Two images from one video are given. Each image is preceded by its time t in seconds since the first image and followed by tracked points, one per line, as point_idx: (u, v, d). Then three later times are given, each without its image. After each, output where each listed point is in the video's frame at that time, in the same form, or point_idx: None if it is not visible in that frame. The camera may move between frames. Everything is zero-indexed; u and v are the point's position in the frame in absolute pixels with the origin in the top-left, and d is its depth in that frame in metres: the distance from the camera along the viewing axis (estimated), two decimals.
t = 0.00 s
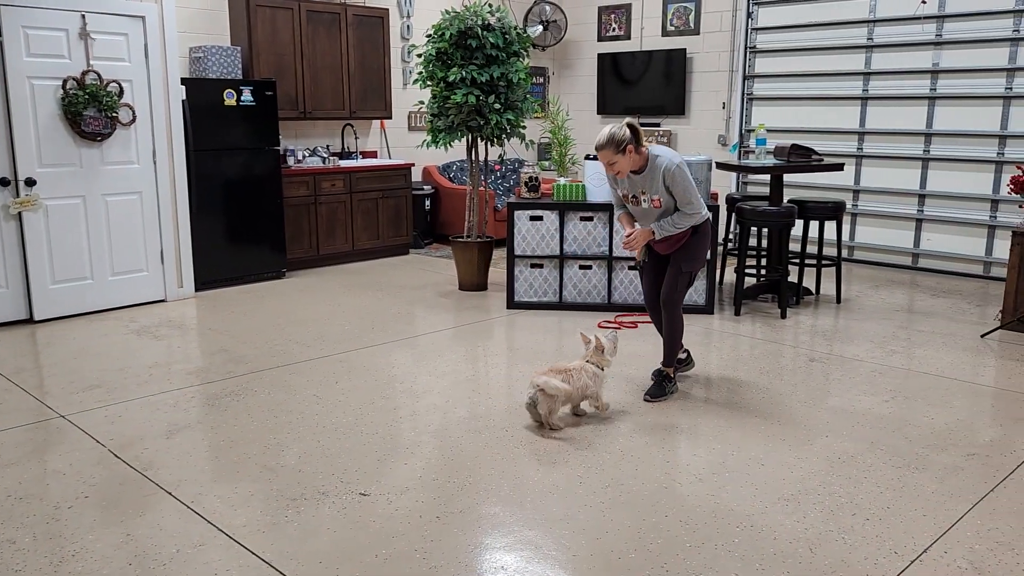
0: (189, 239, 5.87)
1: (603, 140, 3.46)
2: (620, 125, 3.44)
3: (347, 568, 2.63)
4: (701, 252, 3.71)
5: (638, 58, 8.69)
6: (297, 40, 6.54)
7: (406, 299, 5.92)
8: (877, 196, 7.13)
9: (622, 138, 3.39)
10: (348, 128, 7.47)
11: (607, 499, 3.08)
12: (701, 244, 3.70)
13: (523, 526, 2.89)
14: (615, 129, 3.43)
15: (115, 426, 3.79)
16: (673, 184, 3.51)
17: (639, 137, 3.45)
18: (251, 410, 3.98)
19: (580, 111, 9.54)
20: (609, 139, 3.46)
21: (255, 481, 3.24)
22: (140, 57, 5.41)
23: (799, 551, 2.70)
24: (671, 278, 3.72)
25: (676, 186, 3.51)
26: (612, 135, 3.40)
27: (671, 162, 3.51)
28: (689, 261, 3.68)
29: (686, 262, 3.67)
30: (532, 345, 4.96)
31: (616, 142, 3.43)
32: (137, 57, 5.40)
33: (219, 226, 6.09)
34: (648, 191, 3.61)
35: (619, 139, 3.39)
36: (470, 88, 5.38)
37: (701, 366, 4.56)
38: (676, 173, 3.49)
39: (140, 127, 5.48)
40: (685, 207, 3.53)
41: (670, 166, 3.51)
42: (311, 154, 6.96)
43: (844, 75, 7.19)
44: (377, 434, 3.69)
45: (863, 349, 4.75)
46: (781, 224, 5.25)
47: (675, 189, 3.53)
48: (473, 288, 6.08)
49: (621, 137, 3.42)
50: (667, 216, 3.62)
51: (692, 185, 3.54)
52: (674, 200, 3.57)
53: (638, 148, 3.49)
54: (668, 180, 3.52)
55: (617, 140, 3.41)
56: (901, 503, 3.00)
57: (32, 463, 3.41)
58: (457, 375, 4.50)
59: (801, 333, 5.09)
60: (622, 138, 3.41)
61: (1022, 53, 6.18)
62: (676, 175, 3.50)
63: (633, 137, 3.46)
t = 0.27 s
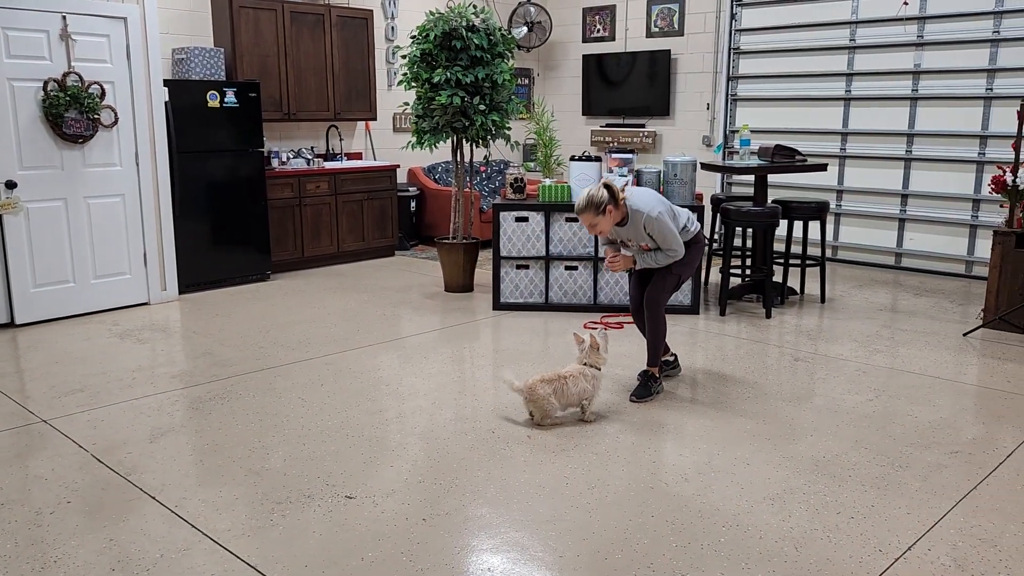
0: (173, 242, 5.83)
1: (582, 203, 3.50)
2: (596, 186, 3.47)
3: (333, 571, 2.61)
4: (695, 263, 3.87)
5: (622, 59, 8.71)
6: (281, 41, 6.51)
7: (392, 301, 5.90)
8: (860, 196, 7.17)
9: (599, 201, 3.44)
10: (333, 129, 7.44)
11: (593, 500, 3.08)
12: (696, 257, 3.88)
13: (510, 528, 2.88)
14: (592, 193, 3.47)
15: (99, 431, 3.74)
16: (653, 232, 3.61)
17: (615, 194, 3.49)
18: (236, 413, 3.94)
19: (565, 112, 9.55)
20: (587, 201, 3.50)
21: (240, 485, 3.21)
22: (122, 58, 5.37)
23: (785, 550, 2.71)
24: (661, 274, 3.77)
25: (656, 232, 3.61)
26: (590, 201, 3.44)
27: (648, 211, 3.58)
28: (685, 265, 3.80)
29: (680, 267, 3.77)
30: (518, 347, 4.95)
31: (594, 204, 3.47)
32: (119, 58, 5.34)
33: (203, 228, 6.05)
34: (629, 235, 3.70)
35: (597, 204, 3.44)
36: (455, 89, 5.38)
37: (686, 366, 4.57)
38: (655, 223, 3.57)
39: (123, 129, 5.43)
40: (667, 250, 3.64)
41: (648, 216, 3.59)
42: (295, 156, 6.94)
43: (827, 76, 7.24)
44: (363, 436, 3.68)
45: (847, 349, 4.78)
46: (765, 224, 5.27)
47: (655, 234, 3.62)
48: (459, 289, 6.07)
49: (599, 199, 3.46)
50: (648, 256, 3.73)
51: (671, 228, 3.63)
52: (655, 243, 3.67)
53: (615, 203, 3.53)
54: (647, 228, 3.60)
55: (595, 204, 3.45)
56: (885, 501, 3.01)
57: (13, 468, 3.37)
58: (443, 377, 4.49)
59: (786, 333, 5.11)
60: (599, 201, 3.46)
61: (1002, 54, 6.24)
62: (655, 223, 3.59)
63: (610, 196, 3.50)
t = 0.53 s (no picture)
0: (161, 245, 5.79)
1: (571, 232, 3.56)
2: (586, 218, 3.54)
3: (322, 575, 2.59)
4: (680, 285, 4.07)
5: (611, 61, 8.73)
6: (269, 43, 6.49)
7: (381, 304, 5.89)
8: (847, 197, 7.21)
9: (589, 232, 3.51)
10: (321, 132, 7.42)
11: (582, 502, 3.08)
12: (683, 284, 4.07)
13: (499, 531, 2.87)
14: (582, 223, 3.54)
15: (86, 435, 3.70)
16: (640, 262, 3.71)
17: (604, 226, 3.57)
18: (223, 417, 3.92)
19: (553, 113, 9.56)
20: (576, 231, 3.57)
21: (227, 489, 3.19)
22: (108, 60, 5.33)
23: (773, 550, 2.72)
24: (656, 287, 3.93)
25: (642, 261, 3.71)
26: (580, 231, 3.51)
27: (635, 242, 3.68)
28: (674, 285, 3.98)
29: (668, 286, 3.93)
30: (508, 349, 4.95)
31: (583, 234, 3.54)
32: (105, 60, 5.31)
33: (190, 231, 6.02)
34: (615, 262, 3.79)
35: (586, 235, 3.51)
36: (443, 91, 5.38)
37: (676, 368, 4.58)
38: (642, 254, 3.67)
39: (109, 131, 5.39)
40: (653, 279, 3.76)
41: (635, 246, 3.68)
42: (283, 158, 6.90)
43: (814, 77, 7.27)
44: (351, 439, 3.66)
45: (835, 349, 4.80)
46: (753, 225, 5.29)
47: (642, 264, 3.72)
48: (449, 291, 6.06)
49: (588, 231, 3.52)
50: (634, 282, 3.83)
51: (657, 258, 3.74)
52: (641, 272, 3.77)
53: (604, 235, 3.61)
54: (634, 258, 3.70)
55: (584, 234, 3.52)
56: (873, 501, 3.03)
57: None
58: (432, 379, 4.48)
59: (774, 334, 5.13)
60: (589, 231, 3.53)
61: (987, 56, 6.29)
62: (642, 253, 3.69)
63: (599, 226, 3.58)
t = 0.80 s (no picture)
0: (151, 248, 5.77)
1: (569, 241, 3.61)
2: (585, 227, 3.61)
3: None
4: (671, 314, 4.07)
5: (602, 64, 8.75)
6: (259, 46, 6.48)
7: (373, 307, 5.88)
8: (838, 199, 7.24)
9: (587, 240, 3.57)
10: (313, 134, 7.41)
11: (574, 505, 3.08)
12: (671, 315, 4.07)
13: (492, 534, 2.86)
14: (582, 231, 3.60)
15: (75, 440, 3.67)
16: (633, 277, 3.76)
17: (603, 237, 3.64)
18: (214, 421, 3.90)
19: (545, 116, 9.58)
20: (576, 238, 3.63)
21: (218, 494, 3.17)
22: (97, 63, 5.31)
23: (765, 551, 2.73)
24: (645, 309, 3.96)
25: (635, 277, 3.76)
26: (579, 238, 3.56)
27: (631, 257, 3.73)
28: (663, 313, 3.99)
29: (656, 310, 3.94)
30: (500, 351, 4.95)
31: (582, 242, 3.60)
32: (94, 63, 5.29)
33: (181, 234, 6.00)
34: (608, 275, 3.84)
35: (585, 242, 3.57)
36: (434, 94, 5.37)
37: (667, 370, 4.58)
38: (636, 268, 3.72)
39: (99, 135, 5.37)
40: (643, 296, 3.80)
41: (630, 260, 3.74)
42: (274, 161, 6.88)
43: (804, 80, 7.30)
44: (343, 442, 3.65)
45: (826, 351, 4.81)
46: (744, 228, 5.30)
47: (634, 279, 3.77)
48: (441, 294, 6.06)
49: (585, 240, 3.58)
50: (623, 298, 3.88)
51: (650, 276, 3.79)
52: (632, 287, 3.82)
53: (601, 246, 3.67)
54: (627, 272, 3.75)
55: (582, 242, 3.58)
56: (864, 502, 3.04)
57: None
58: (424, 382, 4.47)
59: (765, 336, 5.14)
60: (587, 241, 3.59)
61: (975, 58, 6.33)
62: (635, 268, 3.74)
63: (597, 237, 3.65)
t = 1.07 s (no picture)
0: (144, 252, 5.75)
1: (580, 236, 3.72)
2: (597, 226, 3.74)
3: None
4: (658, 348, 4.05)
5: (595, 67, 8.76)
6: (252, 49, 6.48)
7: (368, 310, 5.87)
8: (831, 201, 7.26)
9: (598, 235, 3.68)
10: (306, 138, 7.41)
11: (568, 508, 3.07)
12: (657, 347, 4.04)
13: (487, 538, 2.86)
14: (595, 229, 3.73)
15: (68, 444, 3.65)
16: (633, 286, 3.82)
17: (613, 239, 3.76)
18: (208, 424, 3.88)
19: (538, 119, 9.59)
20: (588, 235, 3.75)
21: (212, 498, 3.16)
22: (90, 66, 5.29)
23: (760, 554, 2.73)
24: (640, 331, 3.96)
25: (636, 287, 3.83)
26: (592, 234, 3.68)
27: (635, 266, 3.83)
28: (649, 337, 3.98)
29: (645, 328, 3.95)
30: (494, 354, 4.95)
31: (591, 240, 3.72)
32: (87, 67, 5.27)
33: (174, 238, 5.99)
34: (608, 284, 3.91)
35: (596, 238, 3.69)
36: (428, 97, 5.37)
37: (661, 372, 4.58)
38: (638, 277, 3.80)
39: (91, 138, 5.35)
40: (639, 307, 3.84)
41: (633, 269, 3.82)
42: (267, 164, 6.87)
43: (797, 82, 7.33)
44: (337, 445, 3.64)
45: (820, 353, 4.82)
46: (737, 230, 5.31)
47: (633, 289, 3.84)
48: (435, 297, 6.06)
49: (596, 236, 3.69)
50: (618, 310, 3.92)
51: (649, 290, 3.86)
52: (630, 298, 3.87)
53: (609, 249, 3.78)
54: (629, 281, 3.83)
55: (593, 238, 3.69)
56: (858, 503, 3.05)
57: None
58: (418, 385, 4.46)
59: (759, 338, 5.15)
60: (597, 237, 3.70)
61: (966, 61, 6.36)
62: (637, 277, 3.82)
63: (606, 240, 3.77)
